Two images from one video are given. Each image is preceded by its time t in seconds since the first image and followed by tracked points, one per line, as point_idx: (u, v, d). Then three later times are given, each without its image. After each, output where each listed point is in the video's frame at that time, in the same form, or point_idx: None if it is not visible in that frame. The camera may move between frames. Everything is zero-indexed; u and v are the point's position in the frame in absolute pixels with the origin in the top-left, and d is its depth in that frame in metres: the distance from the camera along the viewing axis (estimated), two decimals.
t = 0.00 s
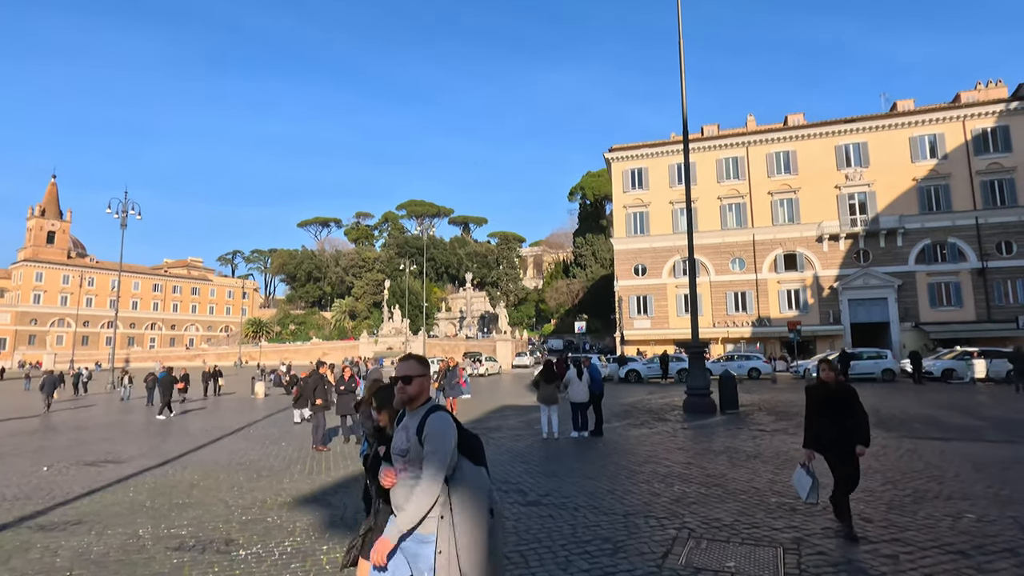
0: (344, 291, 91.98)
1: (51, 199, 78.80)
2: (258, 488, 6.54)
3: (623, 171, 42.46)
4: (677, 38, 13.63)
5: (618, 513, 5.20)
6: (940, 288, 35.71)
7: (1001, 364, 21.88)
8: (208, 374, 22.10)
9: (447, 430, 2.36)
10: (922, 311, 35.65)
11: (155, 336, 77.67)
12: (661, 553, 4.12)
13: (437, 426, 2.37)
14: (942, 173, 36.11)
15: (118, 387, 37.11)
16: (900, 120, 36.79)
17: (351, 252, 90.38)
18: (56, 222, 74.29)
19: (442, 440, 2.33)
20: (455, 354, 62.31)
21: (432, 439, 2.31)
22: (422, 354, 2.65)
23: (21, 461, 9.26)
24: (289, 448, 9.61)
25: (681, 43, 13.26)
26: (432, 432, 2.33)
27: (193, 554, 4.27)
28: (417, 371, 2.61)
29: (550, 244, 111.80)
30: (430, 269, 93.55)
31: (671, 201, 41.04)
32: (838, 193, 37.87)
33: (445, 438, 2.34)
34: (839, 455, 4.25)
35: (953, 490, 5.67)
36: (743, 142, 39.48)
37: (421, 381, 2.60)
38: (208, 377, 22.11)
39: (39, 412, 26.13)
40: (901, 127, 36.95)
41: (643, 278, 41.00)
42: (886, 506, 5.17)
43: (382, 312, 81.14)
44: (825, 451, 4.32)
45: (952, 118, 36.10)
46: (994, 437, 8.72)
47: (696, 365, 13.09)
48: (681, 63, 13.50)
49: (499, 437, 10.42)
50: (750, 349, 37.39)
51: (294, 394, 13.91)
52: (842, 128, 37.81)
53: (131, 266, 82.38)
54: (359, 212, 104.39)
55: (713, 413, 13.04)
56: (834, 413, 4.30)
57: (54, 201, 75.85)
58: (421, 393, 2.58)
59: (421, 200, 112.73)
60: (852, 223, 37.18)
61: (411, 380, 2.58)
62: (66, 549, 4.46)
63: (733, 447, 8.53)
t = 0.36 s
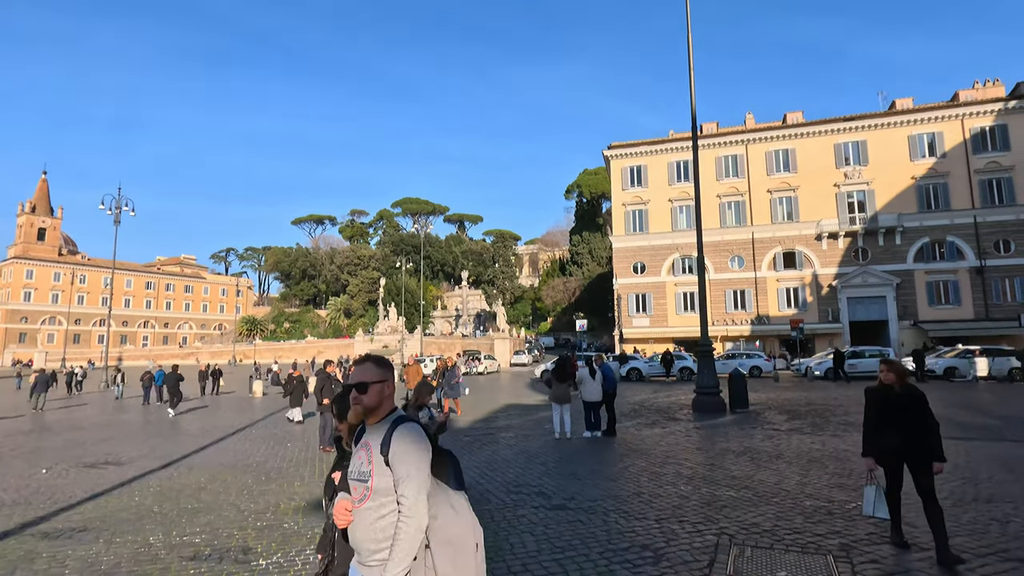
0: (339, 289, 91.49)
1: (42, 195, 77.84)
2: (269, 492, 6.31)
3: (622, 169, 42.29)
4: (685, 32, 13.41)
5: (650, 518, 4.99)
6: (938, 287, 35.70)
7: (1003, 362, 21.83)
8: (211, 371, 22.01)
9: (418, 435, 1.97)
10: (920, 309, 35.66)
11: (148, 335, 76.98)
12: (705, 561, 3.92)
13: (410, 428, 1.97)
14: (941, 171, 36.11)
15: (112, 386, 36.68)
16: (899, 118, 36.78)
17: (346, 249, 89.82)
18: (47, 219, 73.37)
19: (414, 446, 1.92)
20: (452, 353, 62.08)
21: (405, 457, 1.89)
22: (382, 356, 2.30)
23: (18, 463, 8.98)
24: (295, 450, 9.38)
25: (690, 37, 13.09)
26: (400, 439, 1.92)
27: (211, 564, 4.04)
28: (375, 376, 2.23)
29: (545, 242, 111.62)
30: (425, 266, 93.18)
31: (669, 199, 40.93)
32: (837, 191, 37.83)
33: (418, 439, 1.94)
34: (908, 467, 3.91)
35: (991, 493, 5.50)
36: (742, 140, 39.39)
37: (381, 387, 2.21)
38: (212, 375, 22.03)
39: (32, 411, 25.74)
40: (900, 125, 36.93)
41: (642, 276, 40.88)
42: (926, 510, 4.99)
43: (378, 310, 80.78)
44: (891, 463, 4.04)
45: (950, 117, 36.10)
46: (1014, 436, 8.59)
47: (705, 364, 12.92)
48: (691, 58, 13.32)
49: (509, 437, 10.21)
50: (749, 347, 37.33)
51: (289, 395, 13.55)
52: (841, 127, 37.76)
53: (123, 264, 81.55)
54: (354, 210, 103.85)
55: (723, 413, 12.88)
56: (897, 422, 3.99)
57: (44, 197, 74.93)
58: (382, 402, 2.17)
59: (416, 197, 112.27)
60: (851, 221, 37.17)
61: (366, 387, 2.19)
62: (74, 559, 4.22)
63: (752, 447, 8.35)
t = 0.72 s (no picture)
0: (336, 287, 91.07)
1: (35, 192, 77.21)
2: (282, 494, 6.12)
3: (622, 166, 42.08)
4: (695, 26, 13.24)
5: (684, 521, 4.84)
6: (939, 285, 35.71)
7: (1007, 360, 21.75)
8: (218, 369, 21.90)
9: (377, 474, 1.62)
10: (921, 307, 35.65)
11: (143, 332, 76.48)
12: (752, 568, 3.75)
13: (356, 472, 1.59)
14: (942, 170, 36.03)
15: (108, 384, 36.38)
16: (900, 116, 36.71)
17: (343, 247, 89.18)
18: (41, 215, 72.73)
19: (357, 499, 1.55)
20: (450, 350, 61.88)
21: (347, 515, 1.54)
22: (322, 361, 1.90)
23: (18, 464, 8.75)
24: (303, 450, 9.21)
25: (701, 32, 12.94)
26: (343, 489, 1.56)
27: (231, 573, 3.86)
28: (311, 394, 1.86)
29: (543, 240, 111.49)
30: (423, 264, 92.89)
31: (670, 197, 40.86)
32: (838, 188, 37.75)
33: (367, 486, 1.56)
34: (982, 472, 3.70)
35: None
36: (743, 137, 39.29)
37: (321, 408, 1.84)
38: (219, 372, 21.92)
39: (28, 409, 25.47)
40: (900, 123, 36.86)
41: (643, 274, 40.74)
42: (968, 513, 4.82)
43: (375, 307, 80.49)
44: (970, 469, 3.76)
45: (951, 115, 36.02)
46: None
47: (716, 362, 12.77)
48: (701, 53, 13.18)
49: (520, 436, 10.04)
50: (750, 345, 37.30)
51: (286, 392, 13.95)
52: (842, 125, 37.68)
53: (119, 261, 80.96)
54: (351, 207, 103.38)
55: (734, 411, 12.74)
56: (974, 423, 3.76)
57: (38, 194, 74.28)
58: (324, 429, 1.82)
59: (412, 195, 111.96)
60: (851, 219, 37.18)
61: (299, 415, 1.84)
62: (88, 567, 4.03)
63: (773, 447, 8.18)
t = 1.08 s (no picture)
0: (334, 286, 90.77)
1: (32, 190, 76.81)
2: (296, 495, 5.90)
3: (624, 165, 41.91)
4: (707, 20, 13.04)
5: (721, 525, 4.62)
6: (942, 284, 35.59)
7: (1015, 359, 21.61)
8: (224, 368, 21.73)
9: (262, 485, 1.21)
10: (924, 306, 35.52)
11: (141, 331, 76.18)
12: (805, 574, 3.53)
13: (227, 489, 1.19)
14: (945, 169, 35.86)
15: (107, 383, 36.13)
16: (904, 115, 36.52)
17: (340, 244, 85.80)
18: (38, 213, 72.43)
19: (217, 530, 1.16)
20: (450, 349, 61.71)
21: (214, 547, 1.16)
22: (190, 338, 1.49)
23: (19, 463, 8.52)
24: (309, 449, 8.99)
25: (713, 25, 12.74)
26: (211, 518, 1.18)
27: None
28: (176, 378, 1.46)
29: (542, 239, 111.33)
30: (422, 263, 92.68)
31: (672, 195, 40.70)
32: (841, 187, 37.58)
33: (240, 511, 1.16)
34: None
35: None
36: (746, 136, 39.13)
37: (190, 399, 1.46)
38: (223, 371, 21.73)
39: (25, 408, 25.18)
40: (904, 122, 36.68)
41: (645, 273, 40.58)
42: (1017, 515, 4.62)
43: (374, 306, 80.24)
44: None
45: (955, 114, 35.85)
46: None
47: (728, 360, 12.56)
48: (713, 47, 12.98)
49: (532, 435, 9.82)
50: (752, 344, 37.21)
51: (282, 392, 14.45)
52: (845, 123, 37.51)
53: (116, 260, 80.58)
54: (349, 206, 103.12)
55: (747, 410, 12.56)
56: None
57: (35, 191, 73.90)
58: (196, 429, 1.44)
59: (411, 194, 111.74)
60: (854, 219, 37.01)
61: (159, 413, 1.44)
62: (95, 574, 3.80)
63: (796, 447, 7.97)
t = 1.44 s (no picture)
0: (334, 286, 90.44)
1: (31, 189, 76.42)
2: (313, 503, 5.64)
3: (629, 165, 41.66)
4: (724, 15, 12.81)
5: (767, 536, 4.37)
6: (949, 285, 35.33)
7: None
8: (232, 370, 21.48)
9: None
10: (931, 308, 35.27)
11: (141, 331, 75.88)
12: None
13: None
14: (952, 169, 35.59)
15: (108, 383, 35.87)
16: (911, 115, 36.26)
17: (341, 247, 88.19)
18: (38, 212, 72.08)
19: None
20: (451, 350, 61.46)
21: None
22: None
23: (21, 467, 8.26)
24: (317, 453, 8.73)
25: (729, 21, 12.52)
26: None
27: None
28: None
29: (542, 240, 111.22)
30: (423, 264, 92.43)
31: (677, 195, 40.45)
32: (847, 188, 37.33)
33: None
34: None
35: None
36: (751, 136, 38.92)
37: None
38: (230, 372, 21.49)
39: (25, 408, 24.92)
40: (910, 122, 36.43)
41: (649, 274, 40.33)
42: None
43: (375, 306, 80.04)
44: None
45: (962, 114, 35.63)
46: None
47: (745, 361, 12.34)
48: (728, 43, 12.76)
49: (547, 439, 9.58)
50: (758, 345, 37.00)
51: (277, 393, 14.85)
52: (851, 124, 37.29)
53: (116, 259, 80.24)
54: (350, 206, 102.88)
55: (764, 413, 12.32)
56: None
57: (35, 191, 73.58)
58: None
59: (411, 194, 111.60)
60: (861, 219, 36.65)
61: None
62: None
63: (826, 452, 7.71)
